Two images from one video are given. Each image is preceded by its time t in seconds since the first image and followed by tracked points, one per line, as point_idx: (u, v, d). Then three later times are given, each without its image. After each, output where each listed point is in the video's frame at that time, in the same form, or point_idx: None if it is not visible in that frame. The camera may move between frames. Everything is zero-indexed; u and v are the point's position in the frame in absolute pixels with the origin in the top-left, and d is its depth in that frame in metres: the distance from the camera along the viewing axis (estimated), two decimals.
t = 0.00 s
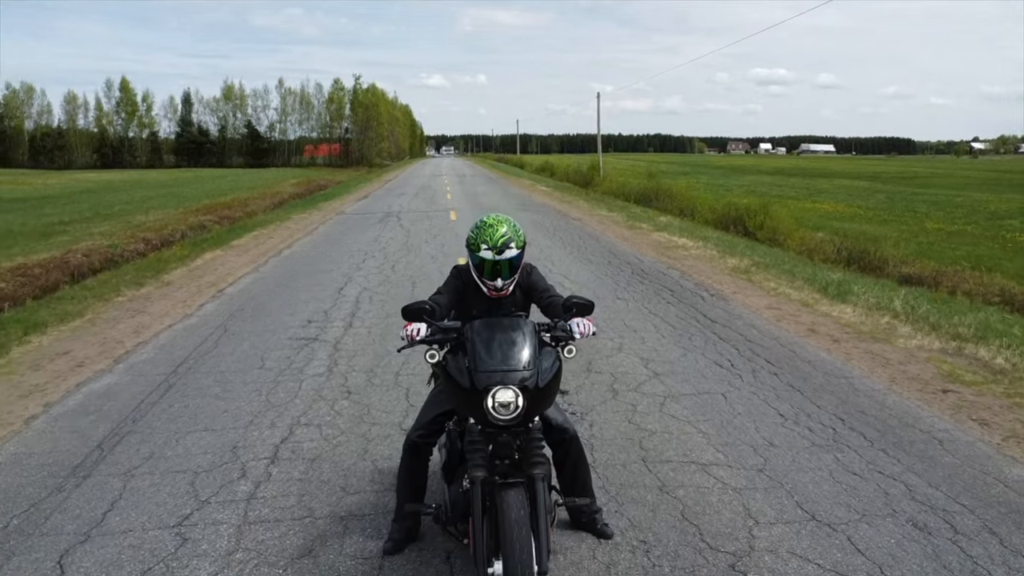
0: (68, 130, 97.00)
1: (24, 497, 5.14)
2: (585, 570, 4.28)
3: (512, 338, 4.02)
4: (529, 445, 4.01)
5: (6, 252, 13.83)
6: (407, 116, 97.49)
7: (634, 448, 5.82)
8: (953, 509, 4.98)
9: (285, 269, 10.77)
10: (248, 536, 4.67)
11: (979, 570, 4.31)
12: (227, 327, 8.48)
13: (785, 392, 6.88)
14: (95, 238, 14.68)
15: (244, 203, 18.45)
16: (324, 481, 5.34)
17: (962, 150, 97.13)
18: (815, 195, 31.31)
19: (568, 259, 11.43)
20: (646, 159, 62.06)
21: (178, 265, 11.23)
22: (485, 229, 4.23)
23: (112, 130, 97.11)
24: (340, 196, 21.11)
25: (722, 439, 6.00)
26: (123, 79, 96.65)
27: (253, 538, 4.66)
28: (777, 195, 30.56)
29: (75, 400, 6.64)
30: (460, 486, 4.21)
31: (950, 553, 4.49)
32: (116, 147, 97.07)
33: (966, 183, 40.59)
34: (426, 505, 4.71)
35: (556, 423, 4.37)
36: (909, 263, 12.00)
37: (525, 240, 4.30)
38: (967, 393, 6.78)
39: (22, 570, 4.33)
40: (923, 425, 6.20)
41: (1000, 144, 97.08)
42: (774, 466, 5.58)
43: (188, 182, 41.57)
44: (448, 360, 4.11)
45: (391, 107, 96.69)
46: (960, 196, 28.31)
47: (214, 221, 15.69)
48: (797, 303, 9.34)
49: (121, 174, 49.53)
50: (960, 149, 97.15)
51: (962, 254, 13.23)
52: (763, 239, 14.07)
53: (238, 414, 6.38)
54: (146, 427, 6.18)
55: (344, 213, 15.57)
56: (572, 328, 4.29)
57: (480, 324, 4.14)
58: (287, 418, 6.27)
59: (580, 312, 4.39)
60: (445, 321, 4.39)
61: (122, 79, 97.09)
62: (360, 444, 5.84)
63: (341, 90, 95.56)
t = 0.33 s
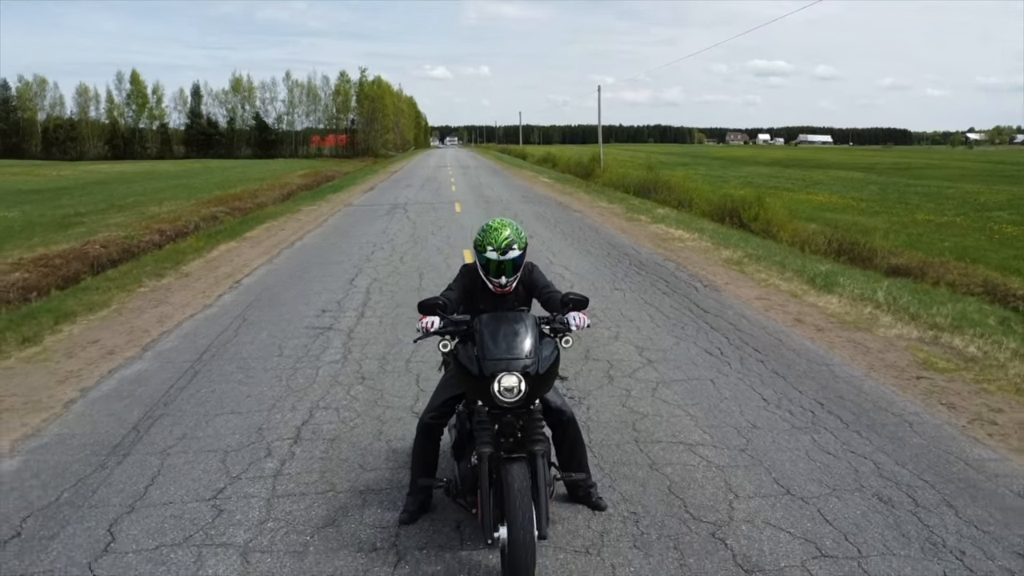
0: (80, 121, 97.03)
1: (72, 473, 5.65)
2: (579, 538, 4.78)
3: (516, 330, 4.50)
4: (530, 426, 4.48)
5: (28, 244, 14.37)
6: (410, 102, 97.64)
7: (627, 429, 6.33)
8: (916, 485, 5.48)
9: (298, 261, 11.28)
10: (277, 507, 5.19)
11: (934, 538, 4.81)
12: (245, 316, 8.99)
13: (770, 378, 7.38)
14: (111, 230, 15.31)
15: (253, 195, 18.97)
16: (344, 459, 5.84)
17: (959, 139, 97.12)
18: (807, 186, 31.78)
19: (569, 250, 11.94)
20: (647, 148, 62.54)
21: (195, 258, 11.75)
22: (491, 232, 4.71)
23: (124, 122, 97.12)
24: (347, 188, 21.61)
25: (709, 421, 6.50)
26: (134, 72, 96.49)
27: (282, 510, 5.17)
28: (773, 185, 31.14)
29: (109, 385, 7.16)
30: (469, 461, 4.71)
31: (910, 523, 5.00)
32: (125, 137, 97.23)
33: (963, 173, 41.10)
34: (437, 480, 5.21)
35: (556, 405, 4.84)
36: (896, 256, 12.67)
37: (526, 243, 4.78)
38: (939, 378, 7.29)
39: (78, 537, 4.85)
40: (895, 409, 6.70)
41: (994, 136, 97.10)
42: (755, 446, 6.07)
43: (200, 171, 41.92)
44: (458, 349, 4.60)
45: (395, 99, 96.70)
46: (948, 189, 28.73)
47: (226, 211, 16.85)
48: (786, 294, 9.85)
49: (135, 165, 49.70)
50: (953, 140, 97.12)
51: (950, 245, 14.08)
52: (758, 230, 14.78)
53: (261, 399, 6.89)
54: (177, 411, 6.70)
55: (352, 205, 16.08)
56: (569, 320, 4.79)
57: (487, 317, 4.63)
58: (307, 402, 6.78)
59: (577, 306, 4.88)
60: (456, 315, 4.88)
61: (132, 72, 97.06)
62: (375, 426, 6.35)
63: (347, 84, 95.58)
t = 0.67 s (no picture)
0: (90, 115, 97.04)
1: (113, 451, 6.20)
2: (575, 509, 5.33)
3: (517, 322, 5.02)
4: (530, 407, 4.99)
5: (47, 238, 14.92)
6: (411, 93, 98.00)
7: (620, 412, 6.87)
8: (881, 463, 6.00)
9: (309, 254, 11.83)
10: (302, 482, 5.74)
11: (893, 509, 5.34)
12: (262, 307, 9.54)
13: (754, 366, 7.91)
14: (126, 223, 15.86)
15: (262, 189, 19.53)
16: (360, 439, 6.39)
17: (952, 133, 97.12)
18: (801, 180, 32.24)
19: (568, 244, 12.48)
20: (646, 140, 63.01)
21: (210, 251, 12.31)
22: (494, 234, 5.24)
23: (133, 116, 97.11)
24: (355, 182, 22.20)
25: (695, 406, 7.03)
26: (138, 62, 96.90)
27: (305, 484, 5.72)
28: (768, 180, 31.66)
29: (139, 372, 7.71)
30: (475, 441, 5.24)
31: (873, 495, 5.54)
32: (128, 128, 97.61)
33: (957, 168, 41.66)
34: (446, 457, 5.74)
35: (553, 390, 5.37)
36: (884, 249, 13.21)
37: (526, 244, 5.30)
38: (911, 366, 7.83)
39: (124, 508, 5.40)
40: (868, 394, 7.24)
41: (989, 128, 97.13)
42: (737, 428, 6.61)
43: (210, 165, 42.37)
44: (465, 339, 5.13)
45: (400, 92, 96.88)
46: (938, 182, 29.20)
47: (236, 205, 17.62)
48: (774, 286, 10.39)
49: (149, 162, 49.98)
50: (949, 132, 97.13)
51: (937, 238, 14.71)
52: (751, 223, 15.35)
53: (281, 385, 7.44)
54: (204, 395, 7.23)
55: (359, 199, 16.61)
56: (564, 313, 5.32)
57: (491, 310, 5.16)
58: (324, 388, 7.33)
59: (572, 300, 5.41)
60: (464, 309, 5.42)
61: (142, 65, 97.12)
62: (387, 409, 6.89)
63: (352, 77, 95.81)
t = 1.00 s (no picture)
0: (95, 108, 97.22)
1: (148, 434, 6.79)
2: (569, 485, 5.92)
3: (517, 315, 5.58)
4: (529, 392, 5.54)
5: (65, 232, 15.52)
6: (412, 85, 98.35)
7: (612, 398, 7.46)
8: (850, 444, 6.57)
9: (320, 250, 12.41)
10: (322, 461, 6.34)
11: (857, 485, 5.92)
12: (277, 300, 10.13)
13: (739, 356, 8.49)
14: (140, 218, 16.44)
15: (270, 186, 20.11)
16: (373, 423, 6.98)
17: (946, 127, 97.11)
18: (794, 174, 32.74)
19: (567, 239, 13.05)
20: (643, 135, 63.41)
21: (224, 246, 12.89)
22: (497, 237, 5.79)
23: (134, 107, 97.45)
24: (360, 177, 22.80)
25: (682, 392, 7.61)
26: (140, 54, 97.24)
27: (326, 463, 6.32)
28: (764, 175, 32.19)
29: (166, 361, 8.30)
30: (480, 424, 5.80)
31: (840, 473, 6.11)
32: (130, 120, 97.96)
33: (950, 163, 42.14)
34: (453, 439, 6.31)
35: (550, 377, 5.93)
36: (871, 244, 13.79)
37: (525, 245, 5.85)
38: (885, 356, 8.42)
39: (164, 483, 5.99)
40: (843, 381, 7.82)
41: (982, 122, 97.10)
42: (720, 413, 7.18)
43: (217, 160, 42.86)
44: (471, 331, 5.70)
45: (401, 85, 97.19)
46: (926, 176, 29.72)
47: (245, 201, 18.24)
48: (762, 280, 10.97)
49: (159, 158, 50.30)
50: (942, 127, 97.11)
51: (922, 233, 15.29)
52: (744, 218, 15.92)
53: (299, 373, 8.03)
54: (228, 383, 7.82)
55: (366, 195, 17.19)
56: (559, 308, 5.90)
57: (495, 306, 5.73)
58: (338, 376, 7.91)
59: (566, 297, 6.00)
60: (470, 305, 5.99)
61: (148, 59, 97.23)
62: (398, 395, 7.49)
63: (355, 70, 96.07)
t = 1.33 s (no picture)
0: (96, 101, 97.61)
1: (180, 419, 7.42)
2: (564, 464, 6.56)
3: (518, 311, 6.20)
4: (528, 380, 6.15)
5: (83, 228, 16.14)
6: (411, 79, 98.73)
7: (605, 386, 8.10)
8: (821, 428, 7.20)
9: (329, 246, 13.03)
10: (340, 443, 6.97)
11: (825, 465, 6.54)
12: (292, 295, 10.76)
13: (725, 347, 9.11)
14: (153, 215, 17.06)
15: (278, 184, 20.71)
16: (386, 409, 7.62)
17: (938, 123, 97.11)
18: (788, 171, 33.28)
19: (565, 236, 13.67)
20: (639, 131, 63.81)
21: (237, 243, 13.51)
22: (500, 240, 6.40)
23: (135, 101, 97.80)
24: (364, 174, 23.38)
25: (670, 381, 8.25)
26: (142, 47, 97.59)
27: (344, 445, 6.95)
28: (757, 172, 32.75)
29: (192, 353, 8.94)
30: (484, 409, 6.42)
31: (810, 454, 6.73)
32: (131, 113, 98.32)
33: (942, 159, 42.62)
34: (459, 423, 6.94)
35: (547, 367, 6.57)
36: (858, 240, 14.40)
37: (525, 248, 6.45)
38: (860, 347, 9.05)
39: (198, 462, 6.63)
40: (820, 371, 8.45)
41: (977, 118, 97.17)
42: (704, 400, 7.81)
43: (223, 155, 43.43)
44: (476, 325, 6.33)
45: (403, 82, 97.26)
46: (917, 173, 30.30)
47: (254, 198, 18.86)
48: (750, 276, 11.58)
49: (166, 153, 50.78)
50: (936, 123, 97.11)
51: (908, 230, 15.90)
52: (737, 215, 16.55)
53: (315, 363, 8.66)
54: (250, 373, 8.45)
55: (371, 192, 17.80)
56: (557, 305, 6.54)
57: (498, 302, 6.35)
58: (352, 366, 8.55)
59: (562, 294, 6.63)
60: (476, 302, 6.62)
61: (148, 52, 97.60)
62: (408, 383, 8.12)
63: (357, 64, 96.38)
